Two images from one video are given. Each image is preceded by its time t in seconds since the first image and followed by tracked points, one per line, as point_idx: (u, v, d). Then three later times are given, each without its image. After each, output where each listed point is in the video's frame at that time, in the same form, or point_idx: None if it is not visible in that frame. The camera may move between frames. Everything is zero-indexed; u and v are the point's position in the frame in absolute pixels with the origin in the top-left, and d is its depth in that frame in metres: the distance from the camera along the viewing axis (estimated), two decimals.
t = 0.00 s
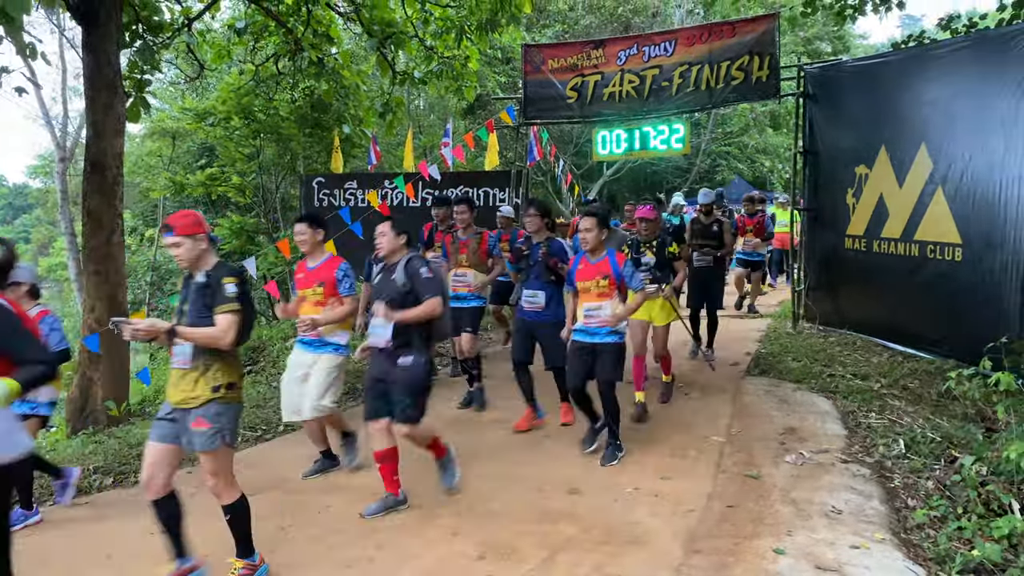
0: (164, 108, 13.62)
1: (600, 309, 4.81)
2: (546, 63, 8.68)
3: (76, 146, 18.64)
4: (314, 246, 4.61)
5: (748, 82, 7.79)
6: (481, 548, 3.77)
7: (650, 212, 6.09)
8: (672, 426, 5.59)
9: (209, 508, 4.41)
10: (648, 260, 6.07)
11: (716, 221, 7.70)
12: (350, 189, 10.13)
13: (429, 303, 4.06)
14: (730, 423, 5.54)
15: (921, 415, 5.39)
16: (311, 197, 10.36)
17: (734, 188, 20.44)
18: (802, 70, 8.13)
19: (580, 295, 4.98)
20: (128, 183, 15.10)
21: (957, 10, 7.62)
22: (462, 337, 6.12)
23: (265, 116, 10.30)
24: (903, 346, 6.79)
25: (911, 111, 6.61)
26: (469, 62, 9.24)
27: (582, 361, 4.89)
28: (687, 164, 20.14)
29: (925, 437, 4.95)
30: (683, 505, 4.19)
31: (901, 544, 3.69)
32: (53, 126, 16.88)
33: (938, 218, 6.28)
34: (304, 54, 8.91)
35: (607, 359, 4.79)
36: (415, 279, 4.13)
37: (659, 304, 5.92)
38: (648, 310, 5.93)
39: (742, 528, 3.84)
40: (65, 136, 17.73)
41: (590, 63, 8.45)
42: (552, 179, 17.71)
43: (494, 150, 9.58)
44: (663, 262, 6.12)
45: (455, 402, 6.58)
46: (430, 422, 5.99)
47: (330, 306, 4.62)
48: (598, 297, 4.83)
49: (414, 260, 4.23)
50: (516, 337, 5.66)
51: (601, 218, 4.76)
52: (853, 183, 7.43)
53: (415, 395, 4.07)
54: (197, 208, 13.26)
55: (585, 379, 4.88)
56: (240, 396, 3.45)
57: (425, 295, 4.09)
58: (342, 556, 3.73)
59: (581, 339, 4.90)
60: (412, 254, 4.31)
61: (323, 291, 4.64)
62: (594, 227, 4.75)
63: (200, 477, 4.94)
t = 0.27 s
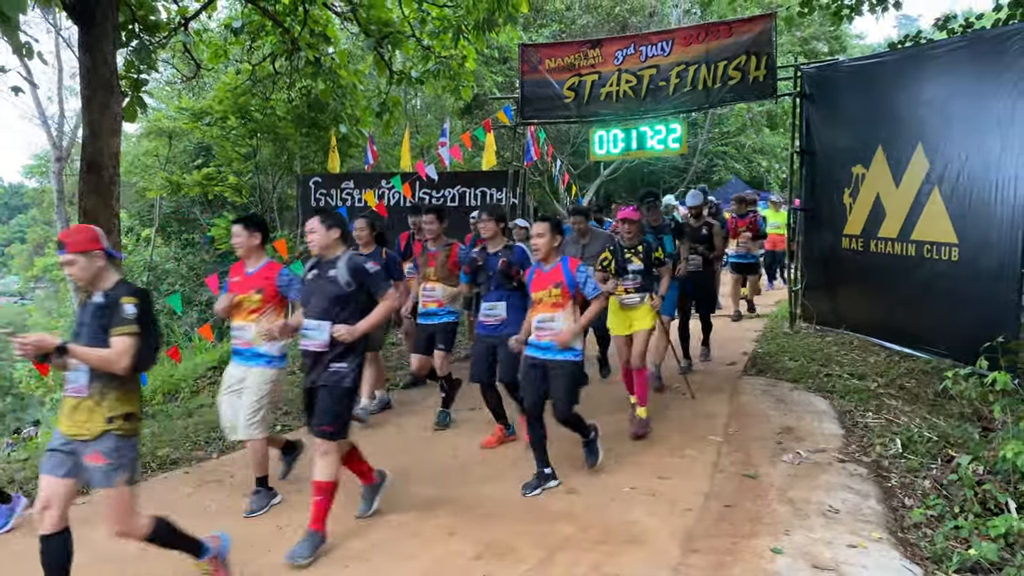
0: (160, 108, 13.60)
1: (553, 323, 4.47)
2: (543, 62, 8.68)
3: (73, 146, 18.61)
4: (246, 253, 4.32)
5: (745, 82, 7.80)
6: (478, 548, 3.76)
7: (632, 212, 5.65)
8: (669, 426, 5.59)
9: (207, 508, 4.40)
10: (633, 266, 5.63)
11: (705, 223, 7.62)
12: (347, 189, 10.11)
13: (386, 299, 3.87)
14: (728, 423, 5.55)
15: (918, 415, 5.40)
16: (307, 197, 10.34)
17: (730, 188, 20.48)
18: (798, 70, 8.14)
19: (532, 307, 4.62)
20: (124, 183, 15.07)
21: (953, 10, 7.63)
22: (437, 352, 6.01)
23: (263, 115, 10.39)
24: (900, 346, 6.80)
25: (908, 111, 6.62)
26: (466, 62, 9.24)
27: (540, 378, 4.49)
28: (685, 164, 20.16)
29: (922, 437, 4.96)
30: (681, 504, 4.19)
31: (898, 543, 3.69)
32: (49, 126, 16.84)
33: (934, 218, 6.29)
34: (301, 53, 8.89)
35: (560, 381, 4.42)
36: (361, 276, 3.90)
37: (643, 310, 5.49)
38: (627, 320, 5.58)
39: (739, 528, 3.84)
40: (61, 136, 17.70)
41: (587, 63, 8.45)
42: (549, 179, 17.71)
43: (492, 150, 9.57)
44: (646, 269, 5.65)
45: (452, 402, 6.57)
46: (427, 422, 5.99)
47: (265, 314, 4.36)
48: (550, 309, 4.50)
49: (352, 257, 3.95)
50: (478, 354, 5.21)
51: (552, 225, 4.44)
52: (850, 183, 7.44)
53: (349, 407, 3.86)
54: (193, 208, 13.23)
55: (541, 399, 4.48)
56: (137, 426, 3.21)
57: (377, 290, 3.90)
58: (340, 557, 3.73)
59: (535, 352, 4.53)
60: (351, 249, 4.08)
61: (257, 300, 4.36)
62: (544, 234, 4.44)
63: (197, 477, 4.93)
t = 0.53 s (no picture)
0: (158, 106, 13.59)
1: (508, 325, 4.10)
2: (541, 61, 8.67)
3: (71, 144, 18.60)
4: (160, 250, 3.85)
5: (744, 80, 7.79)
6: (476, 548, 3.76)
7: (610, 222, 5.09)
8: (667, 426, 5.58)
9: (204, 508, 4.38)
10: (608, 282, 5.14)
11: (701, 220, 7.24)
12: (345, 188, 10.10)
13: (275, 330, 3.33)
14: (726, 423, 5.54)
15: (917, 414, 5.40)
16: (305, 196, 10.33)
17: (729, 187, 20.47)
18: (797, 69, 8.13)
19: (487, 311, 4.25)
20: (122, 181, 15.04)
21: (952, 9, 7.63)
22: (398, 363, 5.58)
23: (261, 113, 10.33)
24: (898, 345, 6.80)
25: (907, 110, 6.62)
26: (464, 60, 9.22)
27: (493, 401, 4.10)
28: (683, 163, 20.16)
29: (920, 436, 4.96)
30: (679, 504, 4.19)
31: (896, 543, 3.69)
32: (47, 125, 16.82)
33: (933, 217, 6.29)
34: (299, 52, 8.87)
35: (515, 392, 4.01)
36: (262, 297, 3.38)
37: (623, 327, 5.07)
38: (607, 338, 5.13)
39: (737, 528, 3.84)
40: (59, 135, 17.67)
41: (586, 62, 8.44)
42: (547, 178, 17.70)
43: (490, 149, 9.56)
44: (624, 282, 5.13)
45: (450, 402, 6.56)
46: (425, 421, 5.99)
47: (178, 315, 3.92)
48: (508, 311, 4.12)
49: (263, 273, 3.45)
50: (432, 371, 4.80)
51: (508, 225, 4.12)
52: (849, 182, 7.43)
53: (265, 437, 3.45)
54: (191, 207, 13.22)
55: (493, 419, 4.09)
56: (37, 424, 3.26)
57: (274, 316, 3.35)
58: (337, 556, 3.72)
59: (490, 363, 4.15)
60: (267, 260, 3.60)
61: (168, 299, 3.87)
62: (502, 232, 4.15)
63: (194, 477, 4.92)
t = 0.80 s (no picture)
0: (157, 104, 13.57)
1: (439, 338, 3.59)
2: (541, 59, 8.65)
3: (70, 142, 18.57)
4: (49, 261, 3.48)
5: (743, 78, 7.77)
6: (473, 547, 3.74)
7: (574, 226, 4.51)
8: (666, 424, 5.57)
9: (201, 506, 4.36)
10: (574, 294, 4.58)
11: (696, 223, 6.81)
12: (344, 186, 10.08)
13: (185, 347, 3.02)
14: (725, 421, 5.52)
15: (916, 413, 5.39)
16: (304, 194, 10.30)
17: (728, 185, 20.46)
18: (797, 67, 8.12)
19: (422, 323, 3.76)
20: (120, 179, 15.02)
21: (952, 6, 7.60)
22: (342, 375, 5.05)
23: (260, 111, 10.29)
24: (898, 344, 6.78)
25: (906, 108, 6.60)
26: (463, 58, 9.20)
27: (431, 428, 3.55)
28: (683, 161, 20.15)
29: (919, 435, 4.94)
30: (677, 503, 4.17)
31: (894, 542, 3.67)
32: (46, 123, 16.79)
33: (932, 214, 6.27)
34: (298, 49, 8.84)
35: (458, 414, 3.54)
36: (169, 310, 3.04)
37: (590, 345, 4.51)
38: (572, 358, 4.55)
39: (735, 527, 3.82)
40: (58, 133, 17.66)
41: (585, 60, 8.41)
42: (547, 176, 17.67)
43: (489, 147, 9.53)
44: (592, 295, 4.58)
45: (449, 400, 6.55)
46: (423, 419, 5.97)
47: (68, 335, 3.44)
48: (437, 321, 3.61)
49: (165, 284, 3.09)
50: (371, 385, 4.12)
51: (442, 224, 3.62)
52: (848, 180, 7.42)
53: (166, 467, 3.05)
54: (190, 205, 13.19)
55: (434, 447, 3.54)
56: None
57: (179, 333, 3.03)
58: (333, 555, 3.70)
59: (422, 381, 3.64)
60: (171, 271, 3.28)
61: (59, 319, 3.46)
62: (434, 231, 3.63)
63: (191, 475, 4.89)
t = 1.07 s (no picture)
0: (158, 101, 13.57)
1: (356, 358, 3.23)
2: (542, 56, 8.64)
3: (71, 140, 18.56)
4: None
5: (745, 76, 7.75)
6: (471, 544, 3.74)
7: (531, 225, 3.95)
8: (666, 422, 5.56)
9: (200, 504, 4.35)
10: (534, 296, 4.03)
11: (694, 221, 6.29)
12: (345, 183, 10.08)
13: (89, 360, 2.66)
14: (725, 420, 5.51)
15: (916, 411, 5.37)
16: (305, 191, 10.30)
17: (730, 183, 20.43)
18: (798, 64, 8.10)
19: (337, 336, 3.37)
20: (122, 176, 15.03)
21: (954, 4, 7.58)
22: (293, 398, 4.73)
23: (261, 109, 10.27)
24: (899, 342, 6.76)
25: (908, 106, 6.58)
26: (464, 56, 9.19)
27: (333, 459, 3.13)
28: (685, 159, 20.13)
29: (920, 433, 4.93)
30: (676, 501, 4.16)
31: (894, 541, 3.66)
32: (47, 121, 16.79)
33: (934, 212, 6.26)
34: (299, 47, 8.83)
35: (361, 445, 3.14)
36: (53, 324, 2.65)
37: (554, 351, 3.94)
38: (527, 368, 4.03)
39: (734, 525, 3.81)
40: (59, 130, 17.66)
41: (586, 57, 8.40)
42: (548, 174, 17.66)
43: (490, 144, 9.52)
44: (556, 298, 4.03)
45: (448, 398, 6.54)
46: (423, 417, 5.97)
47: None
48: (356, 339, 3.25)
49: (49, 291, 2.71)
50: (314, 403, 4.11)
51: (360, 228, 3.25)
52: (849, 177, 7.40)
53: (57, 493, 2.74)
54: (191, 202, 13.20)
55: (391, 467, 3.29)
56: None
57: (79, 345, 2.66)
58: (331, 553, 3.70)
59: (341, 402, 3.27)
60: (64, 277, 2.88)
61: None
62: (352, 237, 3.25)
63: (190, 473, 4.89)
